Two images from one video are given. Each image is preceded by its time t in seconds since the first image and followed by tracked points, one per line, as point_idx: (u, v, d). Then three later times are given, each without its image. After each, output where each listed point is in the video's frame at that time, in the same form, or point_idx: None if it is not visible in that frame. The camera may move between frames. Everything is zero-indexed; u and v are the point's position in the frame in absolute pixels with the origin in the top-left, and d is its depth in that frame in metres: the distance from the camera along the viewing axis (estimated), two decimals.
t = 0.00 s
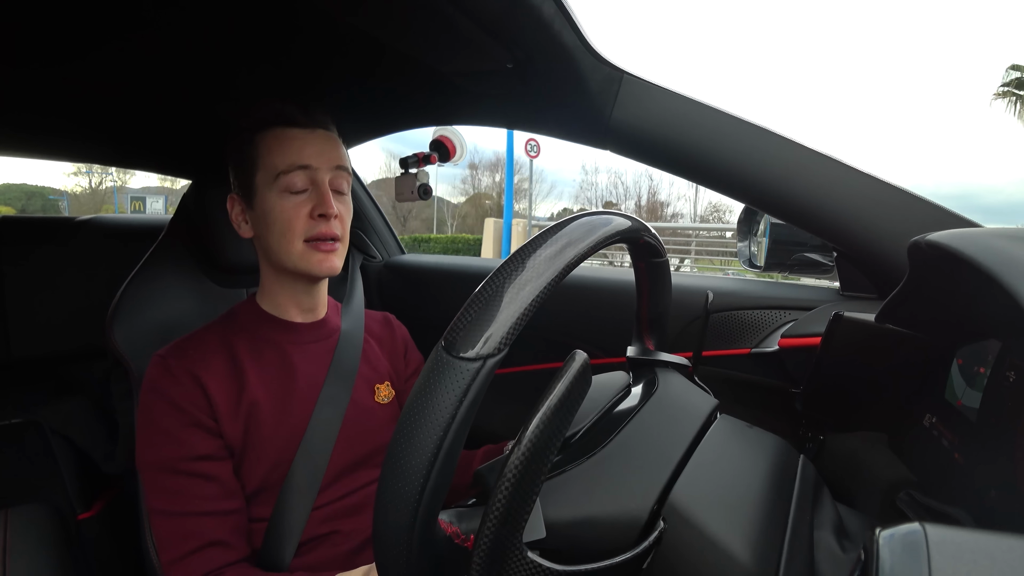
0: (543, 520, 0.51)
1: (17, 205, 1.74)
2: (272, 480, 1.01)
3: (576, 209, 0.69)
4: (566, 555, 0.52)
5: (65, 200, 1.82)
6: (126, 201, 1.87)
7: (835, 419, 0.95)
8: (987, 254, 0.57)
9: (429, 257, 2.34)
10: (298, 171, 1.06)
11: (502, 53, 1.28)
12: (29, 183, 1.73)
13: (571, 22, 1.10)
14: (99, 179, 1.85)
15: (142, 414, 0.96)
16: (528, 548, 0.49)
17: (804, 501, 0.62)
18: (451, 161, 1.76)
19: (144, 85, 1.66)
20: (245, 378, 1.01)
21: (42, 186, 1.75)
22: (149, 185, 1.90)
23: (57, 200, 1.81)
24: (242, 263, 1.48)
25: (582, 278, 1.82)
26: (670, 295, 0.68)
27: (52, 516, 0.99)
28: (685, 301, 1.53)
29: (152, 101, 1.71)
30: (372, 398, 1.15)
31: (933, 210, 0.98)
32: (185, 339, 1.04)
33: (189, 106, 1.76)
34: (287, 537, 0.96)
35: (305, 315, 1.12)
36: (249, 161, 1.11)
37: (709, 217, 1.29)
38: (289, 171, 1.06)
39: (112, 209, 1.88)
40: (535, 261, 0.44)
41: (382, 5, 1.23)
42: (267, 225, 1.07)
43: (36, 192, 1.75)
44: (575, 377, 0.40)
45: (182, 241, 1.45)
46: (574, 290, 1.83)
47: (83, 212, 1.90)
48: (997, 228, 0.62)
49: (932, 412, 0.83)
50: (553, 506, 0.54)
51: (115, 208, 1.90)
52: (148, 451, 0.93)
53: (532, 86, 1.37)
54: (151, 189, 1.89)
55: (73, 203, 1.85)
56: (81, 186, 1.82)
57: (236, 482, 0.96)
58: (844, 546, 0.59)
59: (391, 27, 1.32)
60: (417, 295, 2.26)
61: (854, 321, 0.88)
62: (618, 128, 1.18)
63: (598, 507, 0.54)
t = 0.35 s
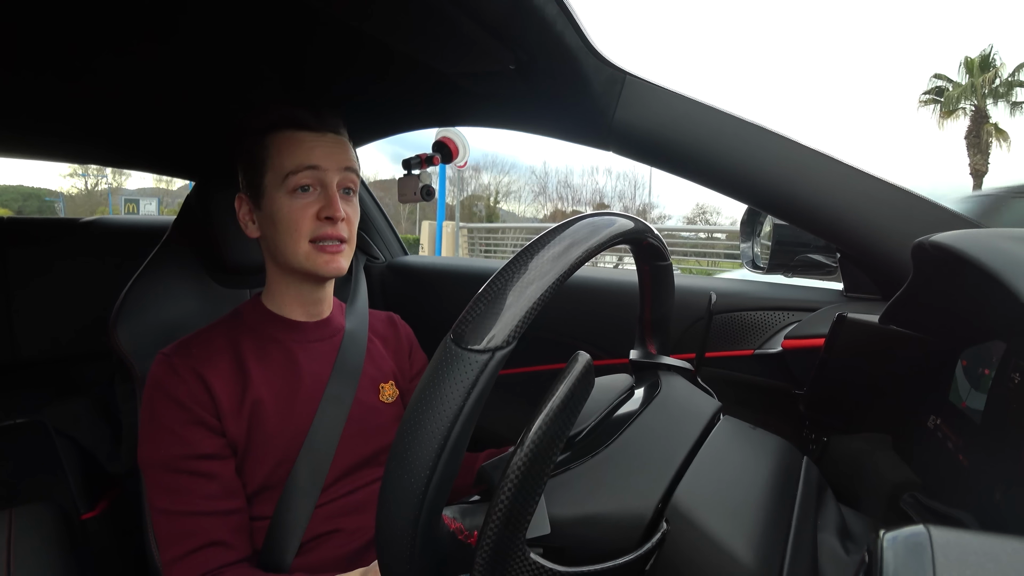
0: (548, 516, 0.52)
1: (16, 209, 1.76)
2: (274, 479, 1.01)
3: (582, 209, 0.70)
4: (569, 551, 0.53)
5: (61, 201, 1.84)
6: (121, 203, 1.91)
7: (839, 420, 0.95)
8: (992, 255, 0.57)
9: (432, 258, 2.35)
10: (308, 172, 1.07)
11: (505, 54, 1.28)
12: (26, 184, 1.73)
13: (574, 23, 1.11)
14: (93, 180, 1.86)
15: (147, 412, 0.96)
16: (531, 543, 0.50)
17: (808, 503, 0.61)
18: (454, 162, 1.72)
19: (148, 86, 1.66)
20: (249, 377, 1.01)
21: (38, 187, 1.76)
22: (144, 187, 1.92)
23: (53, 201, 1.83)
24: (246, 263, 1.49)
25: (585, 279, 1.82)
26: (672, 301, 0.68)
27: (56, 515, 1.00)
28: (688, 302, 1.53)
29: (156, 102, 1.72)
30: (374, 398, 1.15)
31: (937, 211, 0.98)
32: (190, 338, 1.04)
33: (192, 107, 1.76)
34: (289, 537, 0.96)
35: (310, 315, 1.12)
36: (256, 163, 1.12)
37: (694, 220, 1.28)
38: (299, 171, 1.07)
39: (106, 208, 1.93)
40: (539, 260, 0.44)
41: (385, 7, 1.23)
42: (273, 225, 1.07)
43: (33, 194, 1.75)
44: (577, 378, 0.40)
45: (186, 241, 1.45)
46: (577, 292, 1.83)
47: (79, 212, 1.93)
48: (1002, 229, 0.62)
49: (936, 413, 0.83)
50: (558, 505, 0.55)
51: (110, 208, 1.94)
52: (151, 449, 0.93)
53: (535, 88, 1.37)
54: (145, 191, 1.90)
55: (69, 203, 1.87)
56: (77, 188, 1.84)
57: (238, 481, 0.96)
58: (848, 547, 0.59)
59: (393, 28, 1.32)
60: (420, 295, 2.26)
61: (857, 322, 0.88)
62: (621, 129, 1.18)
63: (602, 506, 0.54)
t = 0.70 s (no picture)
0: (559, 494, 0.57)
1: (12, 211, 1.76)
2: (274, 481, 1.01)
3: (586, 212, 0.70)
4: (575, 532, 0.56)
5: (56, 204, 1.83)
6: (115, 205, 1.92)
7: (839, 421, 0.95)
8: (993, 257, 0.57)
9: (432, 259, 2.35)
10: (285, 172, 1.07)
11: (506, 55, 1.29)
12: (23, 187, 1.73)
13: (575, 25, 1.10)
14: (90, 183, 1.86)
15: (147, 414, 0.96)
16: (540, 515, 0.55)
17: (809, 504, 0.61)
18: (454, 162, 1.79)
19: (149, 86, 1.66)
20: (249, 379, 1.01)
21: (34, 190, 1.76)
22: (140, 188, 1.95)
23: (48, 205, 1.82)
24: (247, 264, 1.49)
25: (586, 281, 1.82)
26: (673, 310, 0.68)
27: (57, 516, 1.00)
28: (688, 303, 1.53)
29: (157, 102, 1.72)
30: (374, 399, 1.15)
31: (939, 213, 0.98)
32: (190, 340, 1.04)
33: (194, 109, 1.77)
34: (290, 538, 0.96)
35: (308, 317, 1.11)
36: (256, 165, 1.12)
37: (683, 220, 1.28)
38: (278, 173, 1.07)
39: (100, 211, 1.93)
40: (538, 262, 0.44)
41: (386, 8, 1.23)
42: (263, 228, 1.07)
43: (29, 196, 1.75)
44: (578, 379, 0.40)
45: (188, 241, 1.45)
46: (577, 293, 1.83)
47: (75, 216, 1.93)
48: (1003, 231, 0.62)
49: (937, 415, 0.83)
50: (569, 486, 0.58)
51: (105, 210, 1.94)
52: (152, 451, 0.93)
53: (537, 89, 1.37)
54: (141, 193, 1.93)
55: (64, 206, 1.86)
56: (72, 189, 1.83)
57: (238, 483, 0.96)
58: (849, 549, 0.59)
59: (394, 29, 1.32)
60: (421, 297, 2.26)
61: (858, 324, 0.88)
62: (622, 131, 1.18)
63: (610, 489, 0.58)
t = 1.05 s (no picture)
0: (561, 488, 0.58)
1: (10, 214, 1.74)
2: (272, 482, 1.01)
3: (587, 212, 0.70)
4: (576, 529, 0.57)
5: (54, 206, 1.80)
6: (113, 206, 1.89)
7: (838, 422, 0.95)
8: (991, 257, 0.57)
9: (431, 260, 2.35)
10: (316, 177, 1.07)
11: (504, 56, 1.29)
12: (20, 189, 1.70)
13: (574, 26, 1.10)
14: (88, 184, 1.83)
15: (144, 417, 0.96)
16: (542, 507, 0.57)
17: (808, 505, 0.61)
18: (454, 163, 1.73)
19: (147, 87, 1.66)
20: (246, 381, 1.01)
21: (32, 192, 1.73)
22: (138, 189, 1.91)
23: (47, 207, 1.79)
24: (246, 265, 1.49)
25: (585, 282, 1.83)
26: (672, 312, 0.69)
27: (56, 518, 0.99)
28: (687, 304, 1.53)
29: (155, 103, 1.72)
30: (373, 400, 1.15)
31: (937, 213, 0.98)
32: (187, 342, 1.04)
33: (193, 109, 1.77)
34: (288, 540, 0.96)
35: (310, 316, 1.12)
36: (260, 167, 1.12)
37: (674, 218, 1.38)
38: (307, 177, 1.06)
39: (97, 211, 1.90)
40: (538, 263, 0.44)
41: (384, 9, 1.23)
42: (280, 230, 1.06)
43: (27, 199, 1.73)
44: (577, 380, 0.40)
45: (187, 242, 1.45)
46: (577, 294, 1.83)
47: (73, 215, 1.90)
48: (1002, 232, 0.62)
49: (936, 415, 0.82)
50: (572, 481, 0.59)
51: (102, 210, 1.92)
52: (149, 453, 0.93)
53: (536, 90, 1.37)
54: (137, 195, 1.88)
55: (63, 207, 1.83)
56: (70, 192, 1.79)
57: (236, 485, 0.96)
58: (849, 550, 0.59)
59: (393, 30, 1.32)
60: (420, 298, 2.26)
61: (856, 325, 0.88)
62: (621, 131, 1.18)
63: (612, 484, 0.58)
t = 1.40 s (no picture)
0: (563, 486, 0.58)
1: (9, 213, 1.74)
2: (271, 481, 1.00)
3: (587, 212, 0.70)
4: (577, 528, 0.57)
5: (54, 206, 1.81)
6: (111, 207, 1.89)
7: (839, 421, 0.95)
8: (991, 257, 0.57)
9: (431, 261, 2.35)
10: (311, 180, 1.06)
11: (504, 56, 1.29)
12: (21, 190, 1.71)
13: (574, 28, 1.10)
14: (88, 186, 1.83)
15: (143, 417, 0.96)
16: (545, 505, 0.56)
17: (809, 506, 0.61)
18: (454, 164, 1.73)
19: (147, 87, 1.66)
20: (247, 381, 1.01)
21: (32, 193, 1.73)
22: (136, 189, 1.91)
23: (46, 207, 1.79)
24: (246, 266, 1.49)
25: (585, 282, 1.83)
26: (673, 315, 0.69)
27: (56, 518, 0.99)
28: (687, 304, 1.53)
29: (153, 101, 1.72)
30: (372, 400, 1.15)
31: (936, 214, 0.98)
32: (186, 343, 1.04)
33: (193, 110, 1.77)
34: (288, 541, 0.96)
35: (308, 317, 1.12)
36: (259, 167, 1.11)
37: (665, 218, 1.39)
38: (302, 179, 1.06)
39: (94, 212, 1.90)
40: (538, 264, 0.44)
41: (383, 9, 1.23)
42: (275, 230, 1.06)
43: (26, 199, 1.73)
44: (578, 380, 0.40)
45: (188, 243, 1.45)
46: (577, 294, 1.83)
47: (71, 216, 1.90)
48: (1002, 231, 0.62)
49: (936, 415, 0.82)
50: (573, 479, 0.59)
51: (99, 212, 1.92)
52: (147, 454, 0.93)
53: (535, 91, 1.37)
54: (136, 195, 1.89)
55: (62, 207, 1.83)
56: (70, 192, 1.80)
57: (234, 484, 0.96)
58: (849, 550, 0.59)
59: (393, 30, 1.32)
60: (420, 298, 2.26)
61: (856, 325, 0.88)
62: (621, 132, 1.18)
63: (614, 482, 0.58)
